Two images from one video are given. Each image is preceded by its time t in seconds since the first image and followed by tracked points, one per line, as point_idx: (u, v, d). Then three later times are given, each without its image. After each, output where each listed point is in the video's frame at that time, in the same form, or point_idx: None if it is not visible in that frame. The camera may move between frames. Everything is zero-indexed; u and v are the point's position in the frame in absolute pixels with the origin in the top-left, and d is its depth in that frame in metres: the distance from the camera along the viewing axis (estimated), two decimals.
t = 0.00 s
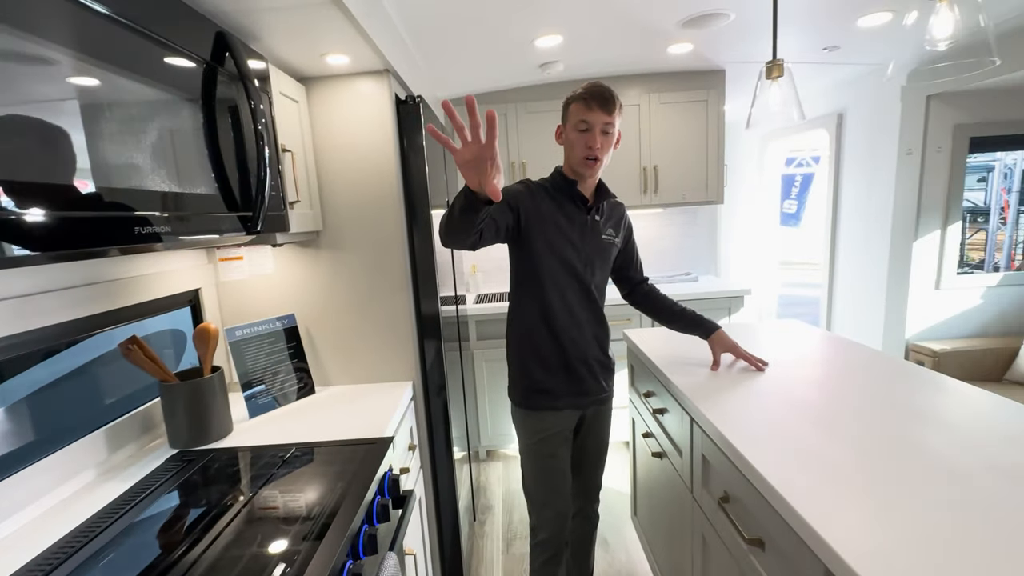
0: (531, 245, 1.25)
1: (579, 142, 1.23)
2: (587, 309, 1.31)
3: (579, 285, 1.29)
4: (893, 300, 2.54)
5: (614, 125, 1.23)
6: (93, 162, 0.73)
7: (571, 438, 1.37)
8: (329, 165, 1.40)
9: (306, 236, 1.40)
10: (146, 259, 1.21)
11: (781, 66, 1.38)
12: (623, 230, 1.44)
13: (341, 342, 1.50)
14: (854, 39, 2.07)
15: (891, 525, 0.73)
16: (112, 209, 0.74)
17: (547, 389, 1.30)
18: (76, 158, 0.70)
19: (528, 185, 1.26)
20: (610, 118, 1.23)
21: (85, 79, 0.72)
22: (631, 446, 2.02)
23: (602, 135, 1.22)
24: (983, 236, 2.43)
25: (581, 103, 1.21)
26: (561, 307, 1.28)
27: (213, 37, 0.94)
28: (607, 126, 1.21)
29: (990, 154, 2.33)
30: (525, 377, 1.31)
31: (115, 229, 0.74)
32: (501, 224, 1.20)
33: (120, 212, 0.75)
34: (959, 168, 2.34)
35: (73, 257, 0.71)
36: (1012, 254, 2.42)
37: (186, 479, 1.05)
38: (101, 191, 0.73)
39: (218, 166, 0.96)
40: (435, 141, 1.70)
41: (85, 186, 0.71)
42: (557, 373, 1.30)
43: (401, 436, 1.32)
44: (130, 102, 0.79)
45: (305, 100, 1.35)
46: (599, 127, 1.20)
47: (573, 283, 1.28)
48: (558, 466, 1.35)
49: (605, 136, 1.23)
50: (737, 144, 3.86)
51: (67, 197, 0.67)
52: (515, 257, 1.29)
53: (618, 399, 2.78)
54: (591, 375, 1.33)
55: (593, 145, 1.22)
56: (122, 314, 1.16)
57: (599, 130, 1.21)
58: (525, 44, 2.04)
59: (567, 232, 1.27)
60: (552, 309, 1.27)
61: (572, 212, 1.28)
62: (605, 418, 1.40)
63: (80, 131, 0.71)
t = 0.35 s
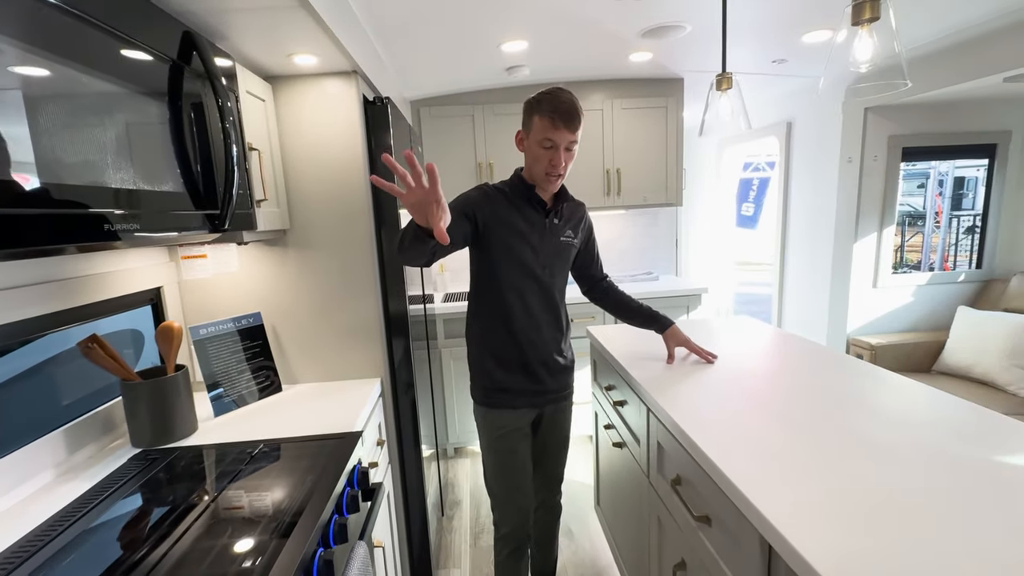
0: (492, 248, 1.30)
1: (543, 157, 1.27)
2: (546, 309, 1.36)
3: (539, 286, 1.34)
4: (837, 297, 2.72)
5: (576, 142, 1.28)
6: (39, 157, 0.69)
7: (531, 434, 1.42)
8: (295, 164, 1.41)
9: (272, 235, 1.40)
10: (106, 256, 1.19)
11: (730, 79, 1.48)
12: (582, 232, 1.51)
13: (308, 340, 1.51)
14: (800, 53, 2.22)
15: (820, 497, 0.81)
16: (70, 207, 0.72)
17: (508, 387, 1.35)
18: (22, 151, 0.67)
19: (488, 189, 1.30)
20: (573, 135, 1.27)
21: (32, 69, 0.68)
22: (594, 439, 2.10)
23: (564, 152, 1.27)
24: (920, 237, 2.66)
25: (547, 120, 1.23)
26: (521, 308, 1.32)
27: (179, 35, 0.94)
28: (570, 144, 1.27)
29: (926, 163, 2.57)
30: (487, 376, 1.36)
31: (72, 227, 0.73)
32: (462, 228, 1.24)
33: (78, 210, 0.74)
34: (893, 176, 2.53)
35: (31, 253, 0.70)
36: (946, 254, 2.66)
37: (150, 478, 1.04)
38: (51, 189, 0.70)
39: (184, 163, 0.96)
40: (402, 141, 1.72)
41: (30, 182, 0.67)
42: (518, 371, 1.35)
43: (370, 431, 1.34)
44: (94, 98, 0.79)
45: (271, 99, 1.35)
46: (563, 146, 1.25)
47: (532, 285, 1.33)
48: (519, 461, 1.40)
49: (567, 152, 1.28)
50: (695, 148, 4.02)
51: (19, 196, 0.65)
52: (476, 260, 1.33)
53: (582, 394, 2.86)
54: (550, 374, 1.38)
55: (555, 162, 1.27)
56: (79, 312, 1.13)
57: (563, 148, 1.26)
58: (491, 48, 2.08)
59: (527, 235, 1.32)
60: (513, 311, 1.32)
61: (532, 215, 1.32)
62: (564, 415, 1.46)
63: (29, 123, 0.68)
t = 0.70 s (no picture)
0: (473, 236, 1.32)
1: (500, 128, 1.33)
2: (529, 296, 1.39)
3: (521, 273, 1.37)
4: (817, 286, 2.78)
5: (533, 112, 1.30)
6: (18, 134, 0.69)
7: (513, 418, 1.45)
8: (284, 147, 1.42)
9: (261, 218, 1.41)
10: (94, 237, 1.19)
11: (713, 68, 1.51)
12: (566, 219, 1.52)
13: (297, 323, 1.52)
14: (785, 45, 2.25)
15: (790, 470, 0.86)
16: (56, 184, 0.73)
17: (490, 372, 1.38)
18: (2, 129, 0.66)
19: (470, 177, 1.33)
20: (529, 105, 1.30)
21: (11, 47, 0.67)
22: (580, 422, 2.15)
23: (517, 122, 1.30)
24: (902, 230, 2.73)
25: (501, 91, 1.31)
26: (503, 295, 1.35)
27: (166, 14, 0.94)
28: (522, 112, 1.29)
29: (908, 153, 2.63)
30: (471, 361, 1.39)
31: (57, 204, 0.73)
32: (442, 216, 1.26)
33: (63, 187, 0.74)
34: (873, 167, 2.59)
35: (18, 228, 0.70)
36: (926, 247, 2.75)
37: (142, 455, 1.06)
38: (34, 165, 0.70)
39: (173, 142, 0.97)
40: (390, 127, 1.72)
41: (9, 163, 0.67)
42: (501, 357, 1.38)
43: (359, 411, 1.37)
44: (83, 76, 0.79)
45: (259, 83, 1.36)
46: (512, 113, 1.29)
47: (514, 271, 1.35)
48: (503, 443, 1.43)
49: (523, 122, 1.30)
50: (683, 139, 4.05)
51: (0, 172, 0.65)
52: (459, 247, 1.36)
53: (569, 380, 2.91)
54: (532, 360, 1.41)
55: (509, 131, 1.31)
56: (68, 293, 1.14)
57: (514, 116, 1.29)
58: (480, 35, 2.09)
59: (509, 222, 1.34)
60: (495, 298, 1.35)
61: (514, 203, 1.34)
62: (548, 400, 1.49)
63: (12, 102, 0.68)
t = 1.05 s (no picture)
0: (472, 214, 1.36)
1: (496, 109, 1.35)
2: (530, 276, 1.41)
3: (522, 253, 1.39)
4: (818, 273, 2.80)
5: (524, 91, 1.31)
6: (26, 114, 0.69)
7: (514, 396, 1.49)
8: (289, 129, 1.44)
9: (267, 199, 1.44)
10: (106, 216, 1.23)
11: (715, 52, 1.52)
12: (571, 201, 1.54)
13: (303, 303, 1.56)
14: (790, 29, 2.24)
15: (777, 443, 0.89)
16: (72, 160, 0.76)
17: (490, 349, 1.42)
18: (14, 109, 0.68)
19: (471, 158, 1.36)
20: (520, 84, 1.31)
21: (17, 29, 0.68)
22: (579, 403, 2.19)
23: (509, 101, 1.32)
24: (906, 220, 2.75)
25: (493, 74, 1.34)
26: (502, 273, 1.39)
27: None
28: (512, 91, 1.31)
29: (916, 141, 2.64)
30: (472, 338, 1.43)
31: (74, 179, 0.76)
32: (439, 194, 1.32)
33: (77, 164, 0.76)
34: (876, 154, 2.59)
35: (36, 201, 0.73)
36: (933, 236, 2.76)
37: (155, 424, 1.10)
38: (50, 144, 0.72)
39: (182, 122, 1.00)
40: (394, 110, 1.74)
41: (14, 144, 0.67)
42: (501, 335, 1.42)
43: (363, 386, 1.41)
44: (97, 56, 0.82)
45: (265, 65, 1.37)
46: (504, 93, 1.31)
47: (515, 251, 1.38)
48: (503, 419, 1.47)
49: (513, 101, 1.32)
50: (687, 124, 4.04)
51: (5, 149, 0.66)
52: (460, 226, 1.40)
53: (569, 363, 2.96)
54: (532, 339, 1.44)
55: (503, 111, 1.33)
56: (81, 270, 1.18)
57: (506, 95, 1.31)
58: (483, 18, 2.09)
59: (510, 202, 1.36)
60: (495, 276, 1.38)
61: (514, 182, 1.37)
62: (548, 380, 1.52)
63: (26, 83, 0.70)
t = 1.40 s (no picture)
0: (489, 194, 1.37)
1: (529, 91, 1.33)
2: (545, 258, 1.42)
3: (538, 234, 1.40)
4: (831, 259, 2.77)
5: (561, 73, 1.31)
6: (43, 99, 0.71)
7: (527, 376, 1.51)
8: (302, 111, 1.45)
9: (281, 181, 1.46)
10: (125, 197, 1.25)
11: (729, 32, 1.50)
12: (588, 183, 1.54)
13: (317, 285, 1.58)
14: (808, 9, 2.19)
15: (785, 421, 0.90)
16: (91, 142, 0.77)
17: (504, 329, 1.44)
18: (33, 90, 0.69)
19: (490, 139, 1.38)
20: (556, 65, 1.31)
21: (32, 14, 0.69)
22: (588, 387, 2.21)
23: (547, 83, 1.31)
24: (925, 207, 2.71)
25: (526, 54, 1.32)
26: (518, 253, 1.40)
27: None
28: (551, 73, 1.30)
29: (936, 125, 2.59)
30: (487, 318, 1.45)
31: (95, 159, 0.78)
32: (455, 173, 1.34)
33: (97, 142, 0.78)
34: (894, 137, 2.54)
35: (59, 178, 0.75)
36: (951, 223, 2.72)
37: (176, 399, 1.14)
38: (70, 125, 0.74)
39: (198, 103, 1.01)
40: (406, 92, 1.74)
41: (33, 130, 0.69)
42: (515, 315, 1.43)
43: (376, 366, 1.44)
44: (115, 37, 0.83)
45: (278, 47, 1.38)
46: (542, 74, 1.30)
47: (530, 231, 1.39)
48: (516, 399, 1.48)
49: (552, 83, 1.31)
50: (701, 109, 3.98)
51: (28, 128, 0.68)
52: (477, 207, 1.42)
53: (579, 348, 2.97)
54: (546, 320, 1.45)
55: (540, 92, 1.31)
56: (103, 250, 1.21)
57: (544, 77, 1.30)
58: None
59: (527, 183, 1.37)
60: (511, 256, 1.40)
61: (532, 163, 1.38)
62: (561, 361, 1.54)
63: (44, 67, 0.71)
